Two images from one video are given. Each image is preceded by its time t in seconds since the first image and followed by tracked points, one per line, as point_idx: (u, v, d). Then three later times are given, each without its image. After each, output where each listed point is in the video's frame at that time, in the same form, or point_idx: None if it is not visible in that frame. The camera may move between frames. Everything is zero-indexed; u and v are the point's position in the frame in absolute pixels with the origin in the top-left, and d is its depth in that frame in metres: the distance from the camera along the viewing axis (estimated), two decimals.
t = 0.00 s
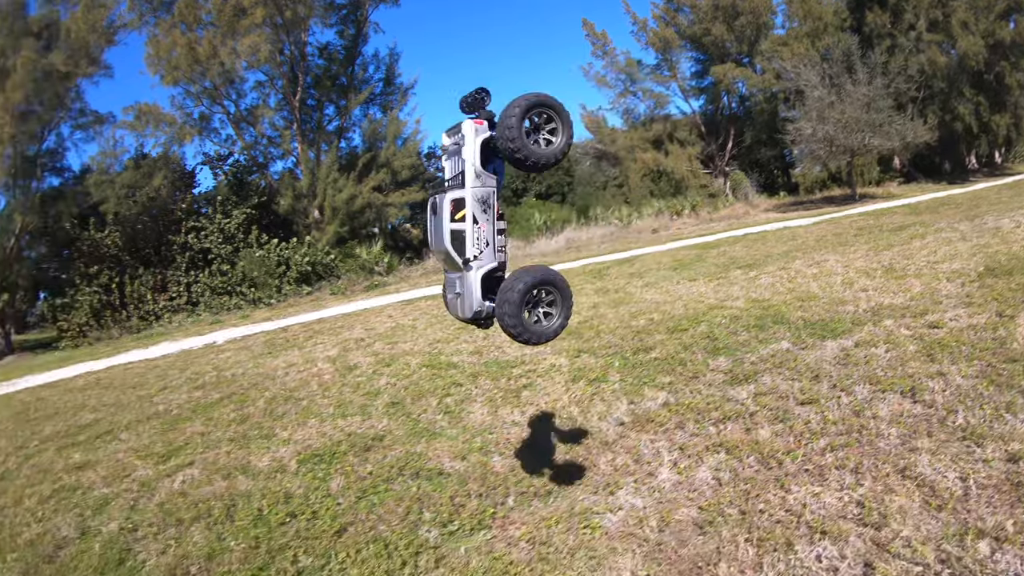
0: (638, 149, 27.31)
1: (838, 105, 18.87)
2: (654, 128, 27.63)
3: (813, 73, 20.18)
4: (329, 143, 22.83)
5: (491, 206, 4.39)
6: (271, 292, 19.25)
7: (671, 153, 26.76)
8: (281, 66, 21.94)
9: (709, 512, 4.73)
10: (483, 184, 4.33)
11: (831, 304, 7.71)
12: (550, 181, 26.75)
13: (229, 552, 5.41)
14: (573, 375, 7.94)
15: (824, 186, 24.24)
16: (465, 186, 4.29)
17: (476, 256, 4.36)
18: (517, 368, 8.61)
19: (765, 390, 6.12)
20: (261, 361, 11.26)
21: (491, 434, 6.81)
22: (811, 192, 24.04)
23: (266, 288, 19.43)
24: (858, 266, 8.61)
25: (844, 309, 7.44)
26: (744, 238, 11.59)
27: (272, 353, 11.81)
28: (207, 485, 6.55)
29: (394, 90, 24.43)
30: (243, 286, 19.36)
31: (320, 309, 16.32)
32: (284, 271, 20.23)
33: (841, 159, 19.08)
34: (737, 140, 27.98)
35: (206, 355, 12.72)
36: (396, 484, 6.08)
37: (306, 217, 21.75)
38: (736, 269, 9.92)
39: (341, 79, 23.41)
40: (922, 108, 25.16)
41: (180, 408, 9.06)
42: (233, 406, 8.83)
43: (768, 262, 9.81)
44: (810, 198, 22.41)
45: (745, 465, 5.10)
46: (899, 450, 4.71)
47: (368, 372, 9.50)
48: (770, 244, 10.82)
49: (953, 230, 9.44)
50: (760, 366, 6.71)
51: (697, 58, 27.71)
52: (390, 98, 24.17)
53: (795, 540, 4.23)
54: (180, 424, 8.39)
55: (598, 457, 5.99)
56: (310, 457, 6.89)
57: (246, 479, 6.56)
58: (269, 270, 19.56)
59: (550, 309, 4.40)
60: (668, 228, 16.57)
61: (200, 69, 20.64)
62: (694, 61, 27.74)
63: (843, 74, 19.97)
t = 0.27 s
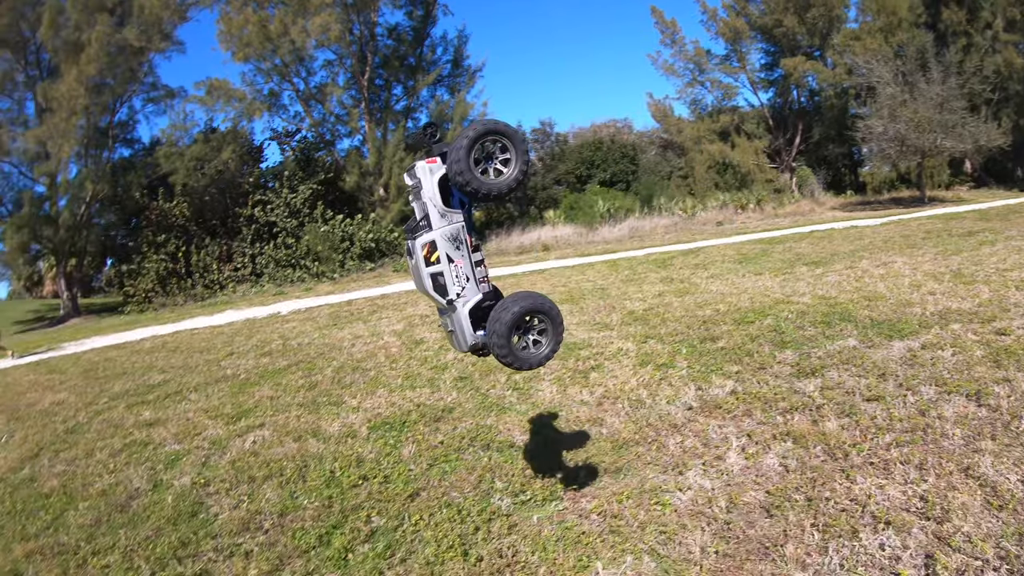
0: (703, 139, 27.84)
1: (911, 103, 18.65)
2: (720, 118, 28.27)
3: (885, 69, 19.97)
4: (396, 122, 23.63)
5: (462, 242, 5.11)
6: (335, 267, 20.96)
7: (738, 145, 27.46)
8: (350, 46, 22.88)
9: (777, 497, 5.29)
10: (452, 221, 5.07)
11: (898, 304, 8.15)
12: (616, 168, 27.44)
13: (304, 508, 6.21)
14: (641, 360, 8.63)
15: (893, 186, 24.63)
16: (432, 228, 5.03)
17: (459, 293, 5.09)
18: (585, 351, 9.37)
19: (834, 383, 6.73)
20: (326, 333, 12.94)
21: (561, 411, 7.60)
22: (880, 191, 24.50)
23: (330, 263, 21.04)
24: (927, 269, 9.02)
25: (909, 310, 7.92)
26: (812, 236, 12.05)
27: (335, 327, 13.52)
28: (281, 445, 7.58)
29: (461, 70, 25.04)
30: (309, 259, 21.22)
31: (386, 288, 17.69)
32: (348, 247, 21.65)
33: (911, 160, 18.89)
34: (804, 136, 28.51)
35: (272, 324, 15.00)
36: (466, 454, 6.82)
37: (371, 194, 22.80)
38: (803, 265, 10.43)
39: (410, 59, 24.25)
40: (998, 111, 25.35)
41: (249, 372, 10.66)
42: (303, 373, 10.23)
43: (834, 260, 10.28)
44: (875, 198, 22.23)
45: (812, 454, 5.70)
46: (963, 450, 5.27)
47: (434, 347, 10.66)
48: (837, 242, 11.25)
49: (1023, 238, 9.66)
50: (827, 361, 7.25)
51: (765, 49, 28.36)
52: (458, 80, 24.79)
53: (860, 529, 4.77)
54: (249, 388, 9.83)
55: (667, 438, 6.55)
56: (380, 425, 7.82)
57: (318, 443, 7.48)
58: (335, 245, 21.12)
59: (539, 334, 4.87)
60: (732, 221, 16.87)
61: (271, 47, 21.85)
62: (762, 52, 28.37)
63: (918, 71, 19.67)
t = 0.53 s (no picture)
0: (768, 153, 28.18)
1: (983, 130, 18.74)
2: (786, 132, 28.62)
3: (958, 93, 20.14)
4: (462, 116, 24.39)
5: (431, 288, 5.28)
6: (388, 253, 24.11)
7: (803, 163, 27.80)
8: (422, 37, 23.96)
9: (833, 509, 5.87)
10: (413, 271, 5.24)
11: (959, 334, 8.64)
12: (679, 175, 28.04)
13: (367, 481, 6.93)
14: (702, 367, 9.28)
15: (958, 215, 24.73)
16: (401, 278, 5.25)
17: (436, 335, 5.30)
18: (645, 354, 10.05)
19: (894, 404, 7.31)
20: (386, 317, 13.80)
21: (623, 410, 8.30)
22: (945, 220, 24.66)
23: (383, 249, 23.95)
24: (988, 301, 9.53)
25: (970, 340, 8.42)
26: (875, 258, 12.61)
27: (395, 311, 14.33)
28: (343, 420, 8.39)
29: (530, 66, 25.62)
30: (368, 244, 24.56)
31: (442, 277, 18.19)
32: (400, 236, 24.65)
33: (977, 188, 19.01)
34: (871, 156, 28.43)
35: (331, 305, 15.92)
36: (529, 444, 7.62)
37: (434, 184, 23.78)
38: (865, 287, 11.01)
39: (479, 54, 24.97)
40: None
41: (310, 349, 11.64)
42: (362, 354, 11.13)
43: (895, 284, 10.86)
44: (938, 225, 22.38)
45: (869, 471, 6.29)
46: (1016, 481, 5.84)
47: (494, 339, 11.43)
48: (900, 266, 11.83)
49: None
50: (886, 384, 7.80)
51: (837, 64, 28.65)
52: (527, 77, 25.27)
53: (913, 545, 5.33)
54: (309, 362, 10.81)
55: (728, 445, 7.17)
56: (442, 409, 8.59)
57: (380, 422, 8.28)
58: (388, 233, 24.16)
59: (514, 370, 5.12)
60: (793, 238, 17.22)
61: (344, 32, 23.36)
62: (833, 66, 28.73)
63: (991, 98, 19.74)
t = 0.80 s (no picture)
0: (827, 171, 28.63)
1: None
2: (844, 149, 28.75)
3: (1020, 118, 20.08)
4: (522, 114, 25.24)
5: (396, 326, 5.79)
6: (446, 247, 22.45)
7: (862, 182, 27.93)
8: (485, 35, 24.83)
9: (884, 525, 6.46)
10: (376, 313, 5.80)
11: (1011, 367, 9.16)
12: (734, 188, 28.72)
13: (426, 465, 7.67)
14: (757, 379, 9.94)
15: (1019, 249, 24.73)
16: (368, 319, 5.81)
17: (407, 368, 5.76)
18: (699, 362, 10.74)
19: (946, 429, 7.93)
20: (442, 309, 14.52)
21: (680, 415, 8.98)
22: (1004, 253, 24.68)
23: (441, 241, 22.48)
24: None
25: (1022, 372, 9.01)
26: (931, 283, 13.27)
27: (452, 304, 14.98)
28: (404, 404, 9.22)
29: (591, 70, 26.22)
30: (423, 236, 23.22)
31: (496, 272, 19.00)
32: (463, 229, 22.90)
33: None
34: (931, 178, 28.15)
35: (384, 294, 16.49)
36: (588, 441, 8.28)
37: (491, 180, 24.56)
38: (920, 312, 11.64)
39: (541, 55, 25.66)
40: None
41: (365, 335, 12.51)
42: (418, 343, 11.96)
43: (949, 311, 11.52)
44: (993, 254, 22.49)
45: (920, 490, 6.92)
46: None
47: (551, 338, 12.16)
48: (955, 294, 12.51)
49: None
50: (939, 409, 8.40)
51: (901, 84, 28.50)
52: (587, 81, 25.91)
53: (960, 564, 5.89)
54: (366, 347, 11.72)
55: (783, 456, 7.80)
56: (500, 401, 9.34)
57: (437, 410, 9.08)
58: (449, 225, 22.66)
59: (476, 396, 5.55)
60: (847, 257, 17.66)
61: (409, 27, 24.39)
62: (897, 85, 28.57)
63: None
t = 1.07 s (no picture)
0: (871, 179, 28.52)
1: None
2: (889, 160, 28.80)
3: None
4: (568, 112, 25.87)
5: (357, 348, 6.12)
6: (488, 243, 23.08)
7: (906, 193, 27.87)
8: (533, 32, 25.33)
9: (927, 532, 7.16)
10: (336, 340, 6.14)
11: None
12: (777, 194, 28.91)
13: (481, 455, 8.29)
14: (801, 386, 10.53)
15: None
16: (330, 345, 6.19)
17: (371, 388, 6.05)
18: (744, 366, 11.31)
19: (986, 446, 8.56)
20: (488, 302, 14.95)
21: (726, 416, 9.57)
22: None
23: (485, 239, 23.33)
24: None
25: None
26: (975, 300, 13.84)
27: (496, 299, 15.34)
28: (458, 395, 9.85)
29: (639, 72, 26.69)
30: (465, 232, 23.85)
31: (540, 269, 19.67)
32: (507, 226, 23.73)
33: None
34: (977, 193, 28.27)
35: (428, 285, 16.79)
36: (636, 437, 8.82)
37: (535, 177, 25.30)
38: (964, 328, 12.23)
39: (589, 53, 26.09)
40: None
41: (413, 324, 13.10)
42: (467, 334, 12.57)
43: (991, 328, 12.13)
44: None
45: (961, 502, 7.60)
46: None
47: (597, 335, 12.78)
48: (998, 312, 13.12)
49: None
50: (982, 425, 9.03)
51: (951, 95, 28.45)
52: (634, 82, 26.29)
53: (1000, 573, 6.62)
54: (414, 337, 12.43)
55: (829, 461, 8.43)
56: (551, 396, 9.96)
57: (489, 402, 9.63)
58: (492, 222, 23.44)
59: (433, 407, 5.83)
60: (889, 269, 18.06)
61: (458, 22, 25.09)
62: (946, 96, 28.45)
63: None
